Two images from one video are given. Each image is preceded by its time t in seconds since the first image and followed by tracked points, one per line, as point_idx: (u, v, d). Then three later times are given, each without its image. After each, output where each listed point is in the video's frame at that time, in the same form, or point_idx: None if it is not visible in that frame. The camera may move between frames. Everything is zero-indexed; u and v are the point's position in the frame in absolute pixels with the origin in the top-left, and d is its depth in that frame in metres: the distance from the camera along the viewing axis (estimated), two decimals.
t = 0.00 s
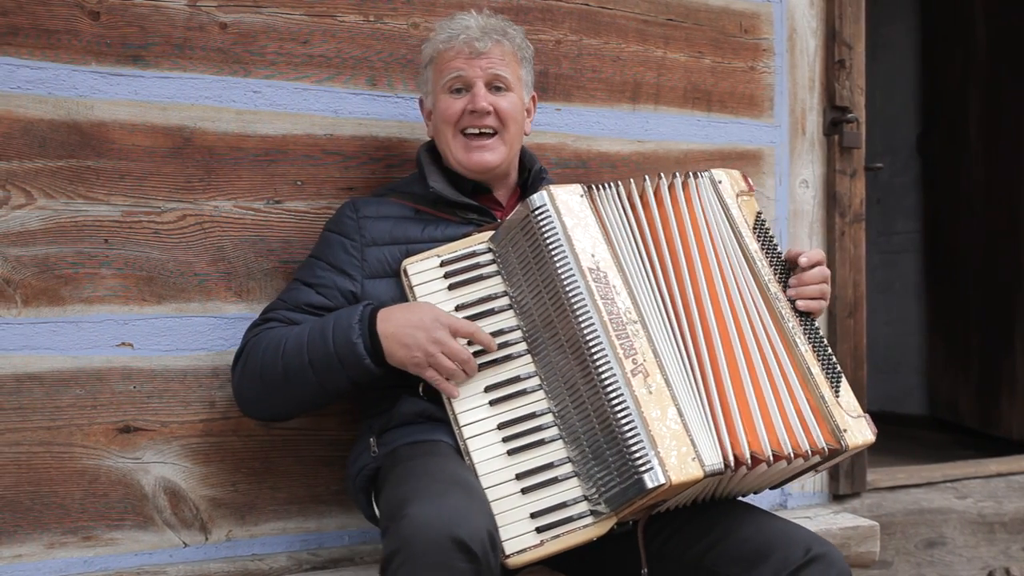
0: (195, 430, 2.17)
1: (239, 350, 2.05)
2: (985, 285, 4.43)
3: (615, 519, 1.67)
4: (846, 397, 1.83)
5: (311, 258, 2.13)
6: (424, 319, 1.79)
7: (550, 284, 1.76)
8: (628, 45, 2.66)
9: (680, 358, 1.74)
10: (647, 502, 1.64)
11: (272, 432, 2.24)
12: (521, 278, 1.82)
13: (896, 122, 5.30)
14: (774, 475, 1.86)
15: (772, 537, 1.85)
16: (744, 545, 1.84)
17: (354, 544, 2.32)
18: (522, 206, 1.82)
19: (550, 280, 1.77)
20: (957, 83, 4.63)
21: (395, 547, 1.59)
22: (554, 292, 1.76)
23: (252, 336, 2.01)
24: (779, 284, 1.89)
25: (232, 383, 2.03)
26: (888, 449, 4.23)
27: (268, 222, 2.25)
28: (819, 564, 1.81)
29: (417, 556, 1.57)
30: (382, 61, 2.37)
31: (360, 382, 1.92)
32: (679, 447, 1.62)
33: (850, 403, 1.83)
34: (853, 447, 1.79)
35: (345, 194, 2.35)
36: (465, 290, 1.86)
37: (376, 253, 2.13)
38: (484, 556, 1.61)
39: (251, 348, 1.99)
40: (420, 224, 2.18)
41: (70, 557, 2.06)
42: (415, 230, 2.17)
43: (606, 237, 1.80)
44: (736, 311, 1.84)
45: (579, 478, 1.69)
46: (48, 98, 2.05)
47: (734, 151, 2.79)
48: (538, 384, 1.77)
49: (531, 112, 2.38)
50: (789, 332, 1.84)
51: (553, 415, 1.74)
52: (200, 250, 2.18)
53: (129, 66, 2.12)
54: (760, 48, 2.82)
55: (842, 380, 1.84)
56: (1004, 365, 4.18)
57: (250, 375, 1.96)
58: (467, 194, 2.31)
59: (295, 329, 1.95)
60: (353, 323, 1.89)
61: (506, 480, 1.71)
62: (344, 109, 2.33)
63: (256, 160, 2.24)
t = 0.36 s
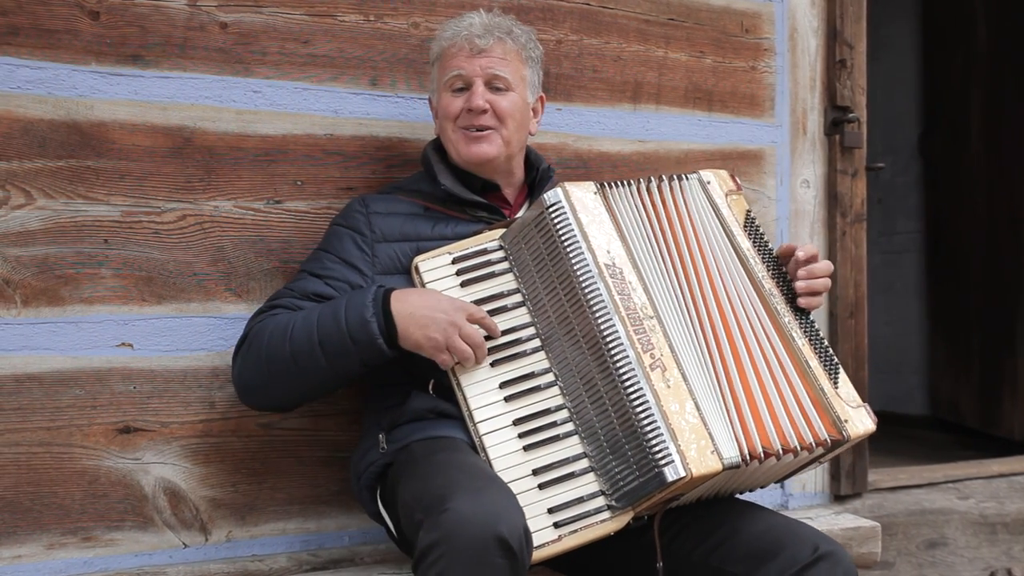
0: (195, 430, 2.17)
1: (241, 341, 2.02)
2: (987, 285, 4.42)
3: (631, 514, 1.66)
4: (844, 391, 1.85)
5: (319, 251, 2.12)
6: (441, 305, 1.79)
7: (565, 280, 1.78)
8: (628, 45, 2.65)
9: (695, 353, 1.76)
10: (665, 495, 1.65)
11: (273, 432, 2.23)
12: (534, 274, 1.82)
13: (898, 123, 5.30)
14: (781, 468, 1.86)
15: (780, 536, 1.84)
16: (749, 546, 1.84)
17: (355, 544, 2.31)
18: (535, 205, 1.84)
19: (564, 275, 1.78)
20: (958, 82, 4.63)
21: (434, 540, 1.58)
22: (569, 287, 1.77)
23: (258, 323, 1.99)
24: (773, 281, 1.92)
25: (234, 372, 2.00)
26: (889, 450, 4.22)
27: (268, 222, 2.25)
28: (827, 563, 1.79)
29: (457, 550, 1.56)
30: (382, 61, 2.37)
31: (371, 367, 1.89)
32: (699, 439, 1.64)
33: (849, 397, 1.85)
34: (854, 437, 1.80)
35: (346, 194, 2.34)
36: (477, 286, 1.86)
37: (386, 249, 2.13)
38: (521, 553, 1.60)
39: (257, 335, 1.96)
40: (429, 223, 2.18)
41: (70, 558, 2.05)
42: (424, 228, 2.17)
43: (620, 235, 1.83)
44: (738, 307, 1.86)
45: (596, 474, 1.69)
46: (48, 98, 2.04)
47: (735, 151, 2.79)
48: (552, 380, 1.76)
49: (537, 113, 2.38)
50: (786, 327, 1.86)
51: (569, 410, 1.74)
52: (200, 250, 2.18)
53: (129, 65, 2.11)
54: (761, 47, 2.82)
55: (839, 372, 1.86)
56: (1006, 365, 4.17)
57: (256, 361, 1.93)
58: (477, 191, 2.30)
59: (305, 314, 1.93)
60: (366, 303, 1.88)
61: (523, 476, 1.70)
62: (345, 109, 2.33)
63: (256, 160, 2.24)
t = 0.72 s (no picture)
0: (195, 431, 2.16)
1: (240, 346, 2.03)
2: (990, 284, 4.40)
3: (620, 520, 1.65)
4: (824, 402, 1.82)
5: (317, 254, 2.12)
6: (430, 311, 1.78)
7: (558, 283, 1.78)
8: (629, 44, 2.65)
9: (686, 357, 1.76)
10: (652, 503, 1.65)
11: (272, 432, 2.23)
12: (528, 277, 1.82)
13: (899, 122, 5.28)
14: (761, 478, 1.84)
15: (775, 545, 1.84)
16: (745, 555, 1.83)
17: (355, 544, 2.31)
18: (529, 206, 1.83)
19: (557, 278, 1.78)
20: (961, 81, 4.62)
21: (399, 541, 1.59)
22: (562, 290, 1.77)
23: (255, 329, 1.99)
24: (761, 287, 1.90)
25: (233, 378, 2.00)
26: (890, 450, 4.21)
27: (267, 221, 2.24)
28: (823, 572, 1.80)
29: (423, 550, 1.57)
30: (382, 60, 2.36)
31: (364, 378, 1.90)
32: (687, 446, 1.64)
33: (830, 410, 1.81)
34: (827, 454, 1.77)
35: (346, 193, 2.34)
36: (471, 288, 1.85)
37: (382, 251, 2.12)
38: (489, 550, 1.61)
39: (254, 343, 1.97)
40: (426, 223, 2.17)
41: (70, 558, 2.05)
42: (421, 229, 2.16)
43: (615, 238, 1.82)
44: (727, 313, 1.85)
45: (585, 478, 1.69)
46: (47, 98, 2.04)
47: (737, 150, 2.78)
48: (544, 383, 1.76)
49: (539, 112, 2.37)
50: (769, 336, 1.84)
51: (559, 414, 1.74)
52: (200, 250, 2.17)
53: (129, 65, 2.11)
54: (762, 46, 2.81)
55: (820, 386, 1.82)
56: (1008, 365, 4.16)
57: (252, 368, 1.94)
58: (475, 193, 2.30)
59: (301, 323, 1.93)
60: (359, 318, 1.87)
61: (511, 479, 1.70)
62: (345, 108, 2.33)
63: (256, 159, 2.23)
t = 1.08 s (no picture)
0: (196, 431, 2.16)
1: (237, 347, 2.04)
2: (992, 285, 4.40)
3: (604, 527, 1.67)
4: (800, 412, 1.78)
5: (312, 255, 2.13)
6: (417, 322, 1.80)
7: (547, 289, 1.77)
8: (631, 43, 2.65)
9: (673, 364, 1.75)
10: (636, 510, 1.65)
11: (272, 432, 2.23)
12: (518, 281, 1.83)
13: (901, 121, 5.28)
14: (745, 486, 1.81)
15: (771, 549, 1.83)
16: (740, 559, 1.83)
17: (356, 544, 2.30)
18: (520, 210, 1.83)
19: (546, 283, 1.78)
20: (963, 81, 4.61)
21: (355, 551, 1.61)
22: (550, 296, 1.77)
23: (250, 331, 2.00)
24: (744, 293, 1.87)
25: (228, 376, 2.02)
26: (893, 450, 4.21)
27: (269, 221, 2.24)
28: None
29: (377, 559, 1.59)
30: (384, 60, 2.36)
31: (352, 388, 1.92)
32: (670, 455, 1.64)
33: (807, 420, 1.78)
34: (795, 466, 1.74)
35: (347, 193, 2.34)
36: (462, 292, 1.87)
37: (375, 254, 2.12)
38: (444, 557, 1.63)
39: (247, 345, 1.98)
40: (421, 225, 2.17)
41: (72, 558, 2.05)
42: (415, 231, 2.16)
43: (604, 242, 1.81)
44: (713, 319, 1.82)
45: (570, 485, 1.69)
46: (49, 98, 2.04)
47: (738, 150, 2.78)
48: (533, 389, 1.77)
49: (537, 112, 2.37)
50: (746, 344, 1.81)
51: (547, 420, 1.74)
52: (201, 250, 2.17)
53: (130, 64, 2.11)
54: (764, 46, 2.81)
55: (799, 396, 1.79)
56: (1011, 365, 4.15)
57: (243, 371, 1.96)
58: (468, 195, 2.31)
59: (293, 329, 1.95)
60: (348, 330, 1.89)
61: (497, 485, 1.70)
62: (346, 108, 2.33)
63: (258, 159, 2.23)
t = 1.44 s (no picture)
0: (197, 431, 2.16)
1: (238, 354, 2.06)
2: (994, 285, 4.39)
3: (606, 528, 1.65)
4: (787, 411, 1.78)
5: (311, 260, 2.13)
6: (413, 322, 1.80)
7: (547, 289, 1.78)
8: (632, 43, 2.64)
9: (673, 363, 1.75)
10: (637, 510, 1.65)
11: (273, 432, 2.23)
12: (517, 282, 1.83)
13: (902, 121, 5.27)
14: (737, 485, 1.80)
15: (771, 551, 1.82)
16: (740, 559, 1.83)
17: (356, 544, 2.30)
18: (519, 211, 1.84)
19: (546, 284, 1.78)
20: (964, 80, 4.61)
21: (360, 550, 1.60)
22: (550, 297, 1.77)
23: (250, 340, 2.02)
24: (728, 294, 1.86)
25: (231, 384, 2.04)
26: (894, 450, 4.21)
27: (270, 221, 2.24)
28: None
29: (383, 558, 1.58)
30: (385, 60, 2.36)
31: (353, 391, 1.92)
32: (672, 455, 1.64)
33: (794, 419, 1.78)
34: (782, 466, 1.74)
35: (348, 193, 2.34)
36: (461, 294, 1.86)
37: (373, 258, 2.12)
38: (450, 554, 1.62)
39: (248, 354, 1.99)
40: (419, 228, 2.16)
41: (73, 558, 2.05)
42: (412, 234, 2.15)
43: (603, 242, 1.81)
44: (706, 320, 1.82)
45: (572, 486, 1.68)
46: (50, 97, 2.04)
47: (739, 150, 2.78)
48: (533, 390, 1.77)
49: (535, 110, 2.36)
50: (731, 343, 1.81)
51: (547, 421, 1.74)
52: (202, 250, 2.17)
53: (131, 64, 2.11)
54: (765, 46, 2.81)
55: (785, 394, 1.80)
56: (1012, 365, 4.15)
57: (245, 378, 1.97)
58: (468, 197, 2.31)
59: (291, 335, 1.96)
60: (344, 333, 1.89)
61: (498, 486, 1.70)
62: (347, 108, 2.32)
63: (259, 159, 2.23)
